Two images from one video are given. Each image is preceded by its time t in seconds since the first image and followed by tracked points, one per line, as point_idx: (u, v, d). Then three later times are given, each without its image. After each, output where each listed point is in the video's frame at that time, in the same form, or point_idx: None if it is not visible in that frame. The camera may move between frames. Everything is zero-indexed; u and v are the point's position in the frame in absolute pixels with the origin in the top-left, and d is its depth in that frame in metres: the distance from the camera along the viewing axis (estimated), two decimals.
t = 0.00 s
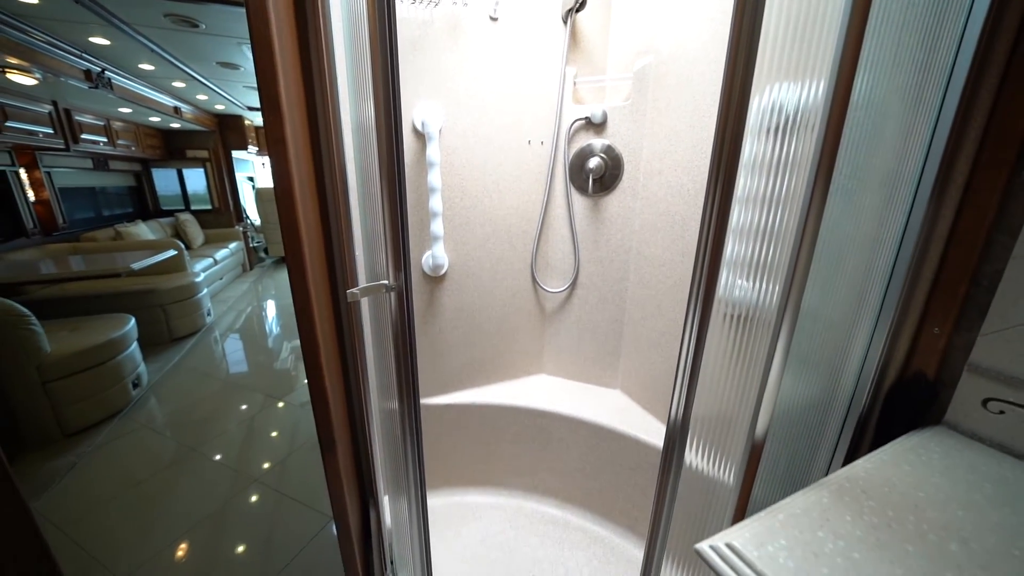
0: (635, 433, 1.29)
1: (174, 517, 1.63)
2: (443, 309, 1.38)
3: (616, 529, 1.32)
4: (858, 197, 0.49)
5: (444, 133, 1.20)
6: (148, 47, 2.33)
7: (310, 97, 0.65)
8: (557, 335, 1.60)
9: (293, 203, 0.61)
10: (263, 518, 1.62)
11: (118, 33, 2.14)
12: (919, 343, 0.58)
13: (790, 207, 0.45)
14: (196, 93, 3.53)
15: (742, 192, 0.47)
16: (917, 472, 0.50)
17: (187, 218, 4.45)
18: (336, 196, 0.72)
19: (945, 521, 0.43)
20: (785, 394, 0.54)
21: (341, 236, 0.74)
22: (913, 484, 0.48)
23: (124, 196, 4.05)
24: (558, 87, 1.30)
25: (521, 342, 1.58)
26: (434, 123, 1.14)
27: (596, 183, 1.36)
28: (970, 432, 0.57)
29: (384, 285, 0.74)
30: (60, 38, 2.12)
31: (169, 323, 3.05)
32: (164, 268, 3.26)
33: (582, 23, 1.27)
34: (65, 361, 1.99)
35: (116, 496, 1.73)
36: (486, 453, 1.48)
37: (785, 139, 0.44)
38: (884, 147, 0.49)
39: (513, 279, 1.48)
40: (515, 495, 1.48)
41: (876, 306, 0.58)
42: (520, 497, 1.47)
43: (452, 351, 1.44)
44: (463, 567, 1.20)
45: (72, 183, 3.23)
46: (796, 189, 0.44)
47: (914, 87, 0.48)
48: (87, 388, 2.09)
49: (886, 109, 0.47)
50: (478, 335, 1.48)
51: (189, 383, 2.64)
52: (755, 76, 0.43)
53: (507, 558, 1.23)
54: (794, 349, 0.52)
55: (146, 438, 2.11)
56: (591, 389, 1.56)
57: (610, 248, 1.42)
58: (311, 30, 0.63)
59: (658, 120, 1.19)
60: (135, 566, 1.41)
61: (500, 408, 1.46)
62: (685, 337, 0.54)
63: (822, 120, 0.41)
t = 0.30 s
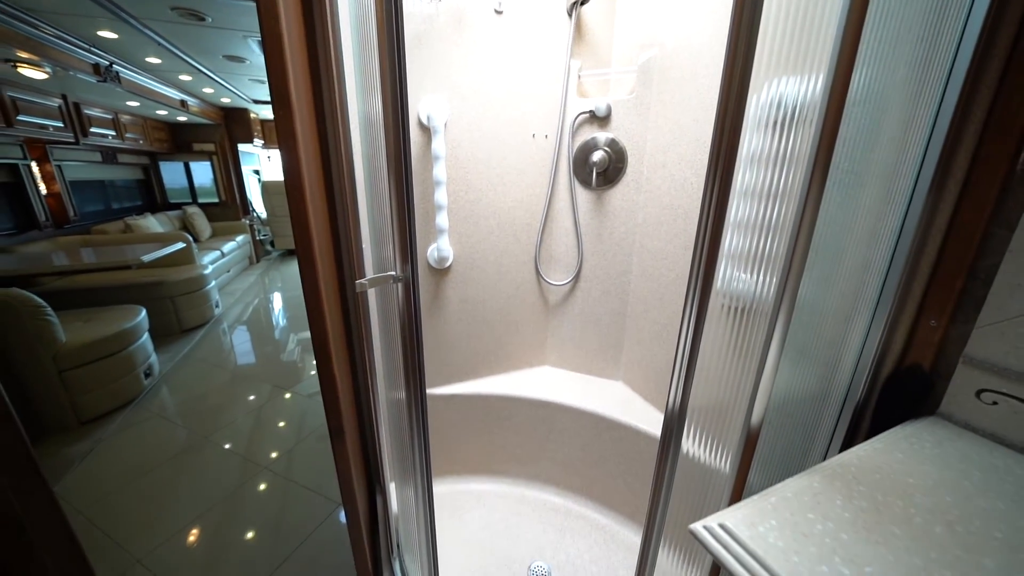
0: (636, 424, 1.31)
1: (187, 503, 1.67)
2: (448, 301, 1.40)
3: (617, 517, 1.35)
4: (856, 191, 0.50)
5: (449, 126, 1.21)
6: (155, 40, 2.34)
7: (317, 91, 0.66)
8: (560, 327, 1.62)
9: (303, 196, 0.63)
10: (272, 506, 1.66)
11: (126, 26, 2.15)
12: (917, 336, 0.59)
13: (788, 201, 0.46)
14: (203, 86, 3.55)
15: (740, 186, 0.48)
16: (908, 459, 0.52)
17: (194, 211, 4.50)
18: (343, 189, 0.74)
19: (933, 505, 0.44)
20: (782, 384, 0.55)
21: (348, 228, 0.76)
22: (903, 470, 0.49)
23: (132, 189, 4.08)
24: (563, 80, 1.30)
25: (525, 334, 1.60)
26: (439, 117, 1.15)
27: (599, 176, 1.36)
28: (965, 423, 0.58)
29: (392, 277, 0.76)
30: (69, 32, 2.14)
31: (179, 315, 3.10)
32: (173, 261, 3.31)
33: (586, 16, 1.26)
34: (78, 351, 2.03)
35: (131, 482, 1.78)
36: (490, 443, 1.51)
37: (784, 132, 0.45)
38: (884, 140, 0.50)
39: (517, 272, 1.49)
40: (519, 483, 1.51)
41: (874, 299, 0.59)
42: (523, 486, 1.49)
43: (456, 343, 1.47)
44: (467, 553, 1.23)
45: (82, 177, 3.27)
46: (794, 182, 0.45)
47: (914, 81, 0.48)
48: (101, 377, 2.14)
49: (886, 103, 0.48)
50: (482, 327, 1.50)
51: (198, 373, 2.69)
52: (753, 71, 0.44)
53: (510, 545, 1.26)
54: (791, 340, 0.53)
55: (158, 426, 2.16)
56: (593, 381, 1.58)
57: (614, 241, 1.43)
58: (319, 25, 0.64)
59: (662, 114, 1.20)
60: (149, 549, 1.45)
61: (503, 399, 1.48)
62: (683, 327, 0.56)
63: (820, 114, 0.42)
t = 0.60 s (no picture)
0: (638, 415, 1.33)
1: (198, 489, 1.73)
2: (454, 293, 1.42)
3: (618, 506, 1.37)
4: (856, 186, 0.51)
5: (455, 120, 1.22)
6: (162, 33, 2.35)
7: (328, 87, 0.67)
8: (564, 320, 1.63)
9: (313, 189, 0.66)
10: (279, 493, 1.70)
11: (134, 20, 2.17)
12: (915, 330, 0.60)
13: (787, 196, 0.47)
14: (209, 79, 3.56)
15: (740, 181, 0.49)
16: (902, 450, 0.53)
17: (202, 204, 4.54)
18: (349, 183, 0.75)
19: (923, 493, 0.46)
20: (780, 376, 0.56)
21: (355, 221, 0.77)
22: (896, 459, 0.51)
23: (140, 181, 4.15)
24: (567, 74, 1.29)
25: (529, 327, 1.62)
26: (445, 111, 1.16)
27: (604, 170, 1.36)
28: (959, 415, 0.60)
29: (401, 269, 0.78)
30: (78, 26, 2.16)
31: (189, 307, 3.16)
32: (182, 253, 3.36)
33: (593, 9, 1.26)
34: (90, 342, 2.07)
35: (145, 468, 1.84)
36: (494, 432, 1.54)
37: (784, 128, 0.46)
38: (885, 137, 0.50)
39: (522, 265, 1.51)
40: (522, 473, 1.54)
41: (872, 293, 0.60)
42: (527, 475, 1.53)
43: (461, 334, 1.49)
44: (471, 539, 1.27)
45: (91, 170, 3.32)
46: (794, 178, 0.46)
47: (916, 77, 0.49)
48: (114, 367, 2.19)
49: (887, 99, 0.48)
50: (487, 319, 1.52)
51: (208, 364, 2.75)
52: (755, 67, 0.45)
53: (513, 531, 1.30)
54: (789, 333, 0.54)
55: (170, 414, 2.22)
56: (596, 373, 1.60)
57: (618, 235, 1.43)
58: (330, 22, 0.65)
59: (667, 109, 1.20)
60: (165, 533, 1.51)
61: (507, 390, 1.51)
62: (683, 320, 0.57)
63: (820, 111, 0.43)
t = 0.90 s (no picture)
0: (640, 408, 1.35)
1: (211, 476, 1.78)
2: (460, 287, 1.44)
3: (620, 496, 1.40)
4: (858, 184, 0.52)
5: (462, 116, 1.23)
6: (170, 27, 2.36)
7: (338, 84, 0.69)
8: (569, 314, 1.65)
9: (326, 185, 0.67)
10: (288, 481, 1.75)
11: (142, 14, 2.18)
12: (914, 327, 0.61)
13: (788, 193, 0.48)
14: (215, 72, 3.57)
15: (742, 177, 0.50)
16: (898, 442, 0.55)
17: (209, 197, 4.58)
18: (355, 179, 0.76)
19: (916, 483, 0.48)
20: (779, 370, 0.57)
21: (364, 216, 0.79)
22: (892, 451, 0.52)
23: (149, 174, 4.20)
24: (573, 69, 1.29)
25: (534, 320, 1.64)
26: (452, 107, 1.17)
27: (609, 165, 1.37)
28: (955, 408, 0.61)
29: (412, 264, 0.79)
30: (88, 21, 2.17)
31: (198, 299, 3.22)
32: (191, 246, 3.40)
33: (599, 3, 1.25)
34: (105, 333, 2.12)
35: (159, 455, 1.90)
36: (498, 424, 1.57)
37: (787, 125, 0.46)
38: (888, 135, 0.51)
39: (528, 259, 1.52)
40: (526, 463, 1.57)
41: (873, 290, 0.60)
42: (531, 465, 1.56)
43: (467, 327, 1.51)
44: (476, 526, 1.31)
45: (101, 164, 3.36)
46: (796, 175, 0.47)
47: (920, 75, 0.49)
48: (127, 357, 2.24)
49: (890, 97, 0.49)
50: (494, 313, 1.54)
51: (218, 355, 2.80)
52: (759, 65, 0.46)
53: (517, 519, 1.34)
54: (790, 328, 0.55)
55: (182, 403, 2.28)
56: (600, 367, 1.62)
57: (623, 230, 1.44)
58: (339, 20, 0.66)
59: (673, 104, 1.20)
60: (179, 517, 1.56)
61: (512, 382, 1.53)
62: (686, 313, 0.58)
63: (823, 109, 0.44)
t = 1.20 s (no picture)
0: (644, 402, 1.37)
1: (224, 464, 1.83)
2: (467, 281, 1.46)
3: (622, 488, 1.43)
4: (863, 181, 0.52)
5: (471, 111, 1.24)
6: (178, 21, 2.37)
7: (349, 82, 0.70)
8: (574, 308, 1.67)
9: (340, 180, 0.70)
10: (299, 470, 1.80)
11: (151, 8, 2.19)
12: (917, 324, 0.62)
13: (794, 190, 0.48)
14: (222, 66, 3.58)
15: (747, 174, 0.51)
16: (897, 435, 0.56)
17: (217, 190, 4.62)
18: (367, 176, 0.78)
19: (913, 475, 0.49)
20: (782, 363, 0.59)
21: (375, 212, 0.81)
22: (891, 445, 0.54)
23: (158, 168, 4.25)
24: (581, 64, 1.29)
25: (540, 315, 1.66)
26: (460, 103, 1.18)
27: (616, 160, 1.37)
28: (955, 403, 0.62)
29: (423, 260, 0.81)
30: (98, 15, 2.19)
31: (208, 291, 3.27)
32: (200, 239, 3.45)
33: None
34: (120, 324, 2.17)
35: (173, 443, 1.95)
36: (504, 416, 1.59)
37: (793, 123, 0.47)
38: (895, 133, 0.52)
39: (534, 253, 1.54)
40: (531, 454, 1.60)
41: (877, 287, 0.61)
42: (536, 456, 1.59)
43: (474, 321, 1.53)
44: (482, 514, 1.34)
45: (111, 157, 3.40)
46: (801, 171, 0.47)
47: (928, 72, 0.50)
48: (141, 348, 2.30)
49: (898, 94, 0.49)
50: (500, 306, 1.56)
51: (229, 347, 2.86)
52: (766, 62, 0.46)
53: (522, 508, 1.37)
54: (792, 323, 0.56)
55: (194, 393, 2.34)
56: (605, 360, 1.64)
57: (628, 226, 1.45)
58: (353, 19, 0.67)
59: (681, 100, 1.19)
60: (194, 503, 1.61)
61: (518, 375, 1.56)
62: (691, 307, 0.59)
63: (829, 107, 0.44)
